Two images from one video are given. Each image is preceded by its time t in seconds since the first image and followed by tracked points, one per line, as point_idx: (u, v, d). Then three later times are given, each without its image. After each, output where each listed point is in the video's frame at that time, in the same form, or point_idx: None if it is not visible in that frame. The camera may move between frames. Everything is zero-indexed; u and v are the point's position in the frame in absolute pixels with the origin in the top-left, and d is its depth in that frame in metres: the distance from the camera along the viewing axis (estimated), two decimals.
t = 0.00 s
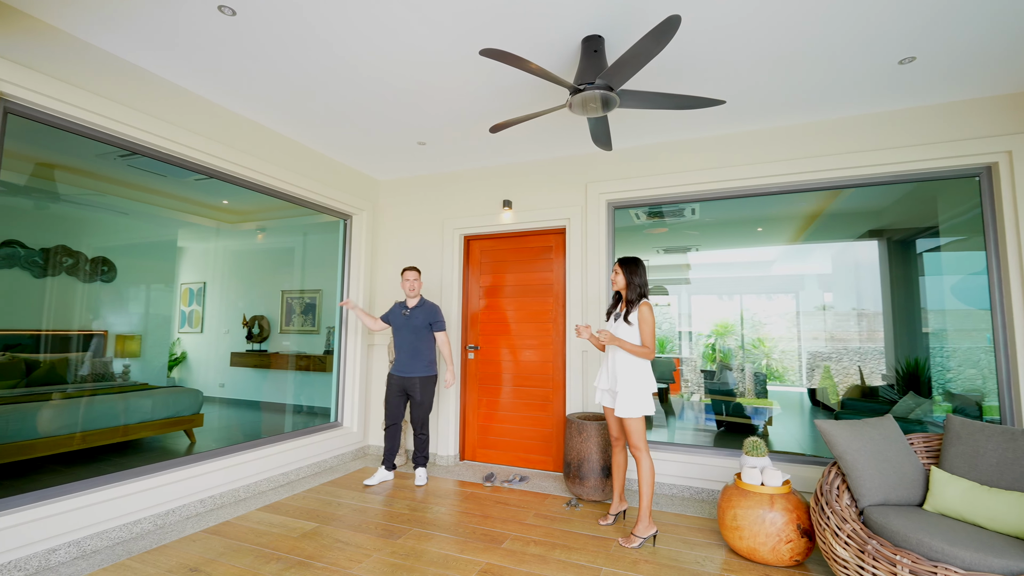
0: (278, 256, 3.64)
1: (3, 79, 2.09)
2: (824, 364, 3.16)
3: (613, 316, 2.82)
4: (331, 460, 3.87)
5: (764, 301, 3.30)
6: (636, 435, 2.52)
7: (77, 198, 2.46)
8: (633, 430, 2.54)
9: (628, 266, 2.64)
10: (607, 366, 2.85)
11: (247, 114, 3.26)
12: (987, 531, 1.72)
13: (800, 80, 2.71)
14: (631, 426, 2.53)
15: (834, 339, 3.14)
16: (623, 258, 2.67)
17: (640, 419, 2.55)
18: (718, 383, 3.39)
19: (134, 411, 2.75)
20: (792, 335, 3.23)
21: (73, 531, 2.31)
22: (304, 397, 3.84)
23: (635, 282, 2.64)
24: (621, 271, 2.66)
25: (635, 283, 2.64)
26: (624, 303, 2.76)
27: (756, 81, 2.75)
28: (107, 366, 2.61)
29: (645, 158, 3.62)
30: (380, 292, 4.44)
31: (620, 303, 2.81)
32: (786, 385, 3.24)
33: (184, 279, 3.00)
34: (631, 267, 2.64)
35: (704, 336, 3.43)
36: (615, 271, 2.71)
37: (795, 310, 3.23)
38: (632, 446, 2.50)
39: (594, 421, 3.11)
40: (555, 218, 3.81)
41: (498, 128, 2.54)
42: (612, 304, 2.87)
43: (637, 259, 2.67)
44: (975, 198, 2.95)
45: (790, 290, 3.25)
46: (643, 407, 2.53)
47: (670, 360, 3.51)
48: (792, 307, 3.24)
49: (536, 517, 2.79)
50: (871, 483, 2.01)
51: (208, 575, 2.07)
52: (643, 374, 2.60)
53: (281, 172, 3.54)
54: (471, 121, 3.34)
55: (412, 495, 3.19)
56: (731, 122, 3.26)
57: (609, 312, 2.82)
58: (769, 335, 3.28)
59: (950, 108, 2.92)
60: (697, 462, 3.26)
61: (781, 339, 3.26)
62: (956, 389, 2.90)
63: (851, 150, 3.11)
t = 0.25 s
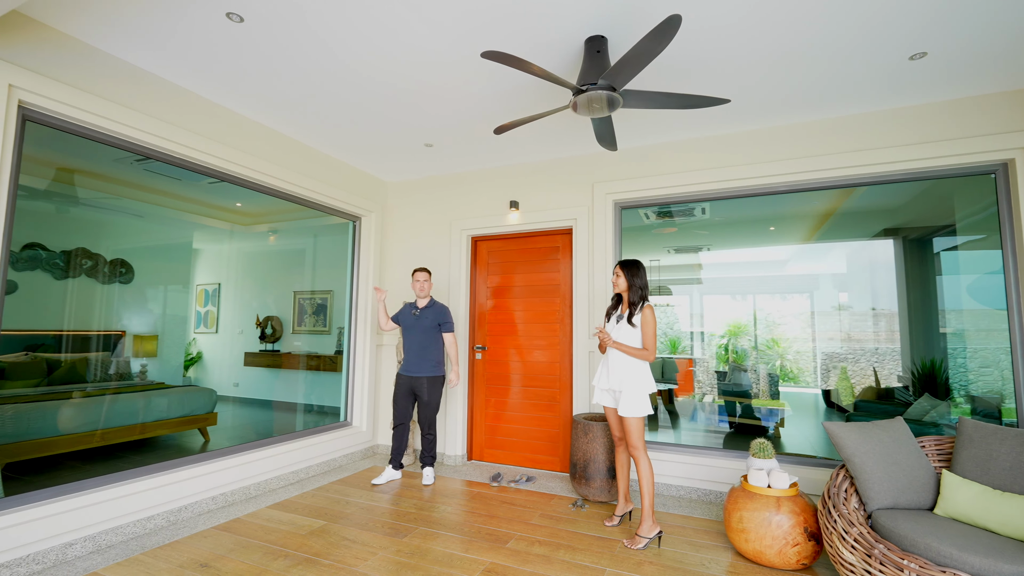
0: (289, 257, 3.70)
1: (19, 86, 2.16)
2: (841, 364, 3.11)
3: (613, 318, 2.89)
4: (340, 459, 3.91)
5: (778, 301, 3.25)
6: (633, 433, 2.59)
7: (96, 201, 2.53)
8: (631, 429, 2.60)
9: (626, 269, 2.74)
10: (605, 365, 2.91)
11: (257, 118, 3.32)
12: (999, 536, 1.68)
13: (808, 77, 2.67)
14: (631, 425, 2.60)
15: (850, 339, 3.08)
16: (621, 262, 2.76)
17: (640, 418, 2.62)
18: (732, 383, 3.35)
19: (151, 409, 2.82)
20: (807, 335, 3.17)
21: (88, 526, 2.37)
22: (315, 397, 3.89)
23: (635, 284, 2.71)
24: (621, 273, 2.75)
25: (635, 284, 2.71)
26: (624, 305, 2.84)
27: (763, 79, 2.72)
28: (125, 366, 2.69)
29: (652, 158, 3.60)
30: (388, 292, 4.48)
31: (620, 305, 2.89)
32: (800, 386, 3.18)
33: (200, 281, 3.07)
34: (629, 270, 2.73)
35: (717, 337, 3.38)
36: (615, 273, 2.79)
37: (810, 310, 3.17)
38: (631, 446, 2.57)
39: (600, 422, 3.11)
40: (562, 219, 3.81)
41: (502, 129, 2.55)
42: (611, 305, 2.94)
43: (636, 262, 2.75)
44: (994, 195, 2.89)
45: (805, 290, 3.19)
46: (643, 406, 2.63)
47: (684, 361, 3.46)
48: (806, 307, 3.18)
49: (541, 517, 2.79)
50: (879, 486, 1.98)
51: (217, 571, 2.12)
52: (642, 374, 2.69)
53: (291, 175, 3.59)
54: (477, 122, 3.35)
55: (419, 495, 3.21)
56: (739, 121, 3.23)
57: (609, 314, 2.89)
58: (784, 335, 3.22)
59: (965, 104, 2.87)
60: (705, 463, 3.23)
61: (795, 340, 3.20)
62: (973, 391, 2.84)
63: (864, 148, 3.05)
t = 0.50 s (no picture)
0: (299, 258, 3.76)
1: (34, 93, 2.23)
2: (856, 365, 3.05)
3: (613, 318, 2.92)
4: (348, 458, 3.96)
5: (791, 301, 3.21)
6: (628, 433, 2.63)
7: (110, 204, 2.59)
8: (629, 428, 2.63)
9: (624, 269, 2.77)
10: (606, 365, 2.93)
11: (267, 123, 3.38)
12: (1005, 539, 1.66)
13: (812, 74, 2.65)
14: (630, 424, 2.62)
15: (862, 339, 3.03)
16: (621, 262, 2.80)
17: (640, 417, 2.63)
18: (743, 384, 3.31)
19: (166, 408, 2.88)
20: (820, 336, 3.13)
21: (101, 521, 2.43)
22: (323, 396, 3.94)
23: (632, 285, 2.75)
24: (619, 274, 2.79)
25: (633, 285, 2.76)
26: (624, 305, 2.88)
27: (767, 77, 2.70)
28: (141, 365, 2.75)
29: (657, 158, 3.59)
30: (396, 293, 4.52)
31: (620, 305, 2.92)
32: (813, 387, 3.14)
33: (213, 282, 3.13)
34: (628, 270, 2.77)
35: (729, 337, 3.34)
36: (615, 274, 2.82)
37: (824, 309, 3.12)
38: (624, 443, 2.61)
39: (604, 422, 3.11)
40: (567, 219, 3.81)
41: (504, 131, 2.56)
42: (611, 306, 2.97)
43: (635, 263, 2.79)
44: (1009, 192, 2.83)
45: (818, 290, 3.15)
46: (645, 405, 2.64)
47: (695, 362, 3.43)
48: (819, 307, 3.13)
49: (545, 517, 2.80)
50: (884, 488, 1.96)
51: (225, 566, 2.16)
52: (644, 374, 2.70)
53: (300, 178, 3.65)
54: (481, 124, 3.38)
55: (425, 493, 3.24)
56: (744, 120, 3.21)
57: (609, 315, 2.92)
58: (797, 335, 3.18)
59: (976, 100, 2.82)
60: (710, 464, 3.22)
61: (808, 340, 3.15)
62: (986, 392, 2.79)
63: (872, 146, 3.02)
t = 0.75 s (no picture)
0: (308, 260, 3.82)
1: (50, 100, 2.30)
2: (872, 365, 3.01)
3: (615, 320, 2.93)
4: (355, 456, 4.01)
5: (804, 300, 3.16)
6: (631, 432, 2.64)
7: (124, 208, 2.67)
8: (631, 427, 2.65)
9: (627, 269, 2.81)
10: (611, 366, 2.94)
11: (276, 127, 3.45)
12: (1009, 542, 1.64)
13: (816, 72, 2.63)
14: (631, 424, 2.64)
15: (876, 339, 2.99)
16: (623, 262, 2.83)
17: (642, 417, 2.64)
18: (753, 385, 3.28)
19: (179, 406, 2.95)
20: (834, 337, 3.08)
21: (114, 516, 2.49)
22: (332, 396, 4.00)
23: (633, 284, 2.78)
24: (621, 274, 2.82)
25: (633, 285, 2.78)
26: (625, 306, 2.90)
27: (770, 75, 2.68)
28: (155, 364, 2.83)
29: (662, 157, 3.58)
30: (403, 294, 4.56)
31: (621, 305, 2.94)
32: (826, 388, 3.10)
33: (226, 283, 3.21)
34: (630, 270, 2.80)
35: (741, 336, 3.30)
36: (615, 274, 2.86)
37: (838, 309, 3.08)
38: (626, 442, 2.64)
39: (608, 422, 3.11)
40: (572, 219, 3.82)
41: (506, 132, 2.58)
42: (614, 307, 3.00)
43: (636, 263, 2.82)
44: None
45: (831, 289, 3.11)
46: (650, 404, 2.65)
47: (705, 363, 3.40)
48: (833, 307, 3.09)
49: (548, 516, 2.82)
50: (887, 490, 1.94)
51: (232, 560, 2.21)
52: (646, 373, 2.70)
53: (309, 180, 3.71)
54: (485, 126, 3.40)
55: (431, 492, 3.27)
56: (749, 118, 3.19)
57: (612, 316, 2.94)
58: (810, 335, 3.14)
59: (987, 96, 2.77)
60: (715, 465, 3.20)
61: (822, 340, 3.11)
62: (999, 393, 2.74)
63: (880, 143, 2.98)
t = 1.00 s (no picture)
0: (319, 261, 3.89)
1: (68, 109, 2.38)
2: (890, 366, 2.96)
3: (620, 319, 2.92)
4: (365, 455, 4.06)
5: (819, 300, 3.12)
6: (643, 431, 2.63)
7: (140, 212, 2.75)
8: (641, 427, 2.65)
9: (632, 268, 2.82)
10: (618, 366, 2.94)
11: (287, 132, 3.51)
12: (1015, 545, 1.62)
13: (821, 70, 2.61)
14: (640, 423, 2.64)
15: (893, 339, 2.95)
16: (628, 261, 2.84)
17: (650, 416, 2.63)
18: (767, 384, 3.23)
19: (194, 405, 3.03)
20: (850, 338, 3.04)
21: (130, 511, 2.56)
22: (342, 395, 4.06)
23: (637, 283, 2.78)
24: (626, 273, 2.83)
25: (638, 284, 2.79)
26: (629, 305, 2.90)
27: (776, 74, 2.66)
28: (173, 364, 2.91)
29: (669, 157, 3.57)
30: (412, 294, 4.61)
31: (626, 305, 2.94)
32: (842, 390, 3.06)
33: (241, 284, 3.30)
34: (636, 269, 2.81)
35: (753, 336, 3.26)
36: (620, 274, 2.87)
37: (854, 309, 3.04)
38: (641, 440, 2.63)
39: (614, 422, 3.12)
40: (579, 220, 3.82)
41: (510, 134, 2.61)
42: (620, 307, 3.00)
43: (642, 262, 2.82)
44: None
45: (847, 289, 3.06)
46: (656, 404, 2.64)
47: (717, 363, 3.37)
48: (849, 307, 3.05)
49: (553, 515, 2.83)
50: (893, 491, 1.92)
51: (242, 555, 2.27)
52: (652, 373, 2.69)
53: (319, 183, 3.77)
54: (490, 127, 3.43)
55: (438, 490, 3.31)
56: (755, 117, 3.17)
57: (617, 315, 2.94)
58: (826, 336, 3.09)
59: (1000, 91, 2.72)
60: (723, 466, 3.19)
61: (837, 341, 3.07)
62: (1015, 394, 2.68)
63: (889, 141, 2.93)
